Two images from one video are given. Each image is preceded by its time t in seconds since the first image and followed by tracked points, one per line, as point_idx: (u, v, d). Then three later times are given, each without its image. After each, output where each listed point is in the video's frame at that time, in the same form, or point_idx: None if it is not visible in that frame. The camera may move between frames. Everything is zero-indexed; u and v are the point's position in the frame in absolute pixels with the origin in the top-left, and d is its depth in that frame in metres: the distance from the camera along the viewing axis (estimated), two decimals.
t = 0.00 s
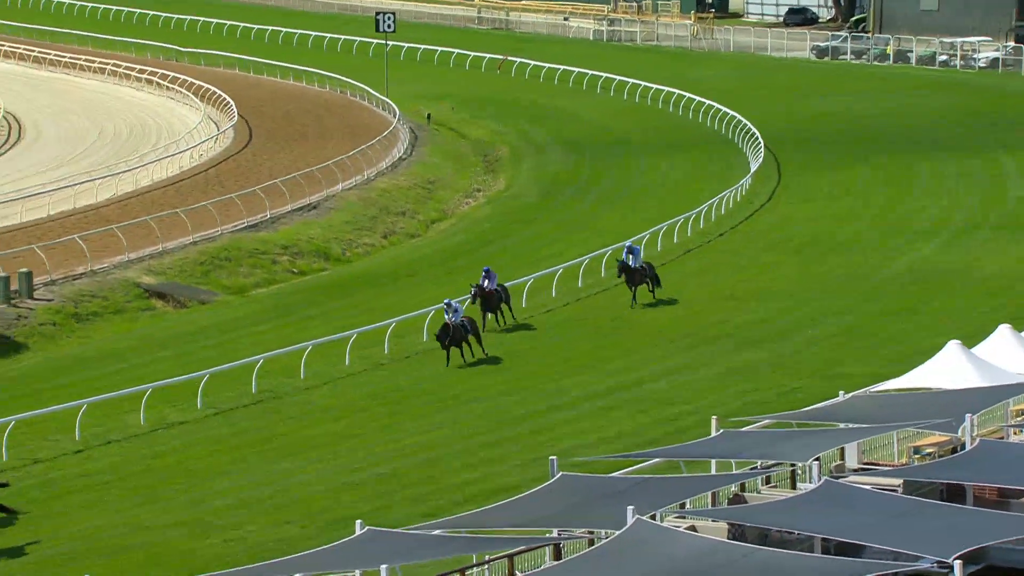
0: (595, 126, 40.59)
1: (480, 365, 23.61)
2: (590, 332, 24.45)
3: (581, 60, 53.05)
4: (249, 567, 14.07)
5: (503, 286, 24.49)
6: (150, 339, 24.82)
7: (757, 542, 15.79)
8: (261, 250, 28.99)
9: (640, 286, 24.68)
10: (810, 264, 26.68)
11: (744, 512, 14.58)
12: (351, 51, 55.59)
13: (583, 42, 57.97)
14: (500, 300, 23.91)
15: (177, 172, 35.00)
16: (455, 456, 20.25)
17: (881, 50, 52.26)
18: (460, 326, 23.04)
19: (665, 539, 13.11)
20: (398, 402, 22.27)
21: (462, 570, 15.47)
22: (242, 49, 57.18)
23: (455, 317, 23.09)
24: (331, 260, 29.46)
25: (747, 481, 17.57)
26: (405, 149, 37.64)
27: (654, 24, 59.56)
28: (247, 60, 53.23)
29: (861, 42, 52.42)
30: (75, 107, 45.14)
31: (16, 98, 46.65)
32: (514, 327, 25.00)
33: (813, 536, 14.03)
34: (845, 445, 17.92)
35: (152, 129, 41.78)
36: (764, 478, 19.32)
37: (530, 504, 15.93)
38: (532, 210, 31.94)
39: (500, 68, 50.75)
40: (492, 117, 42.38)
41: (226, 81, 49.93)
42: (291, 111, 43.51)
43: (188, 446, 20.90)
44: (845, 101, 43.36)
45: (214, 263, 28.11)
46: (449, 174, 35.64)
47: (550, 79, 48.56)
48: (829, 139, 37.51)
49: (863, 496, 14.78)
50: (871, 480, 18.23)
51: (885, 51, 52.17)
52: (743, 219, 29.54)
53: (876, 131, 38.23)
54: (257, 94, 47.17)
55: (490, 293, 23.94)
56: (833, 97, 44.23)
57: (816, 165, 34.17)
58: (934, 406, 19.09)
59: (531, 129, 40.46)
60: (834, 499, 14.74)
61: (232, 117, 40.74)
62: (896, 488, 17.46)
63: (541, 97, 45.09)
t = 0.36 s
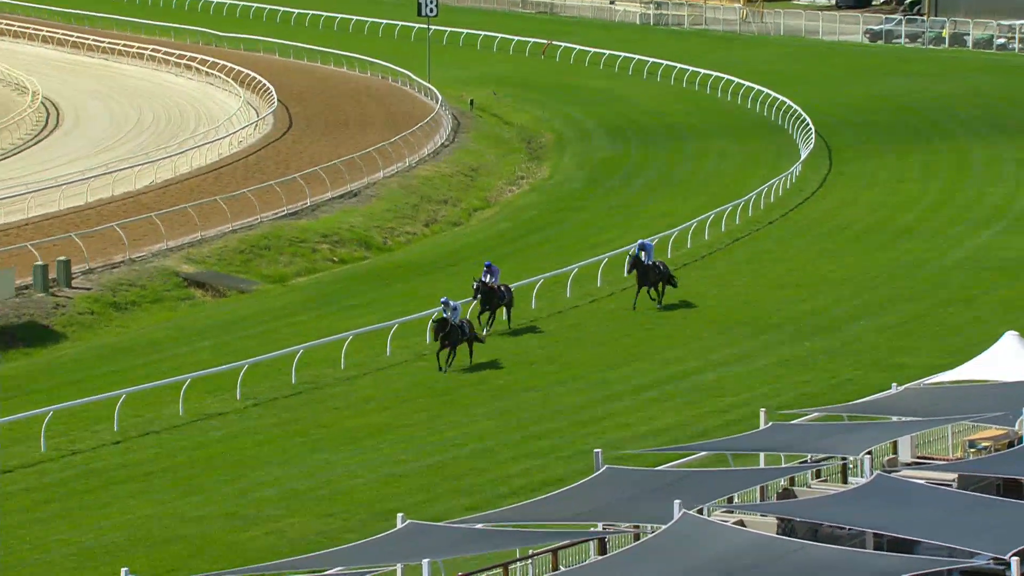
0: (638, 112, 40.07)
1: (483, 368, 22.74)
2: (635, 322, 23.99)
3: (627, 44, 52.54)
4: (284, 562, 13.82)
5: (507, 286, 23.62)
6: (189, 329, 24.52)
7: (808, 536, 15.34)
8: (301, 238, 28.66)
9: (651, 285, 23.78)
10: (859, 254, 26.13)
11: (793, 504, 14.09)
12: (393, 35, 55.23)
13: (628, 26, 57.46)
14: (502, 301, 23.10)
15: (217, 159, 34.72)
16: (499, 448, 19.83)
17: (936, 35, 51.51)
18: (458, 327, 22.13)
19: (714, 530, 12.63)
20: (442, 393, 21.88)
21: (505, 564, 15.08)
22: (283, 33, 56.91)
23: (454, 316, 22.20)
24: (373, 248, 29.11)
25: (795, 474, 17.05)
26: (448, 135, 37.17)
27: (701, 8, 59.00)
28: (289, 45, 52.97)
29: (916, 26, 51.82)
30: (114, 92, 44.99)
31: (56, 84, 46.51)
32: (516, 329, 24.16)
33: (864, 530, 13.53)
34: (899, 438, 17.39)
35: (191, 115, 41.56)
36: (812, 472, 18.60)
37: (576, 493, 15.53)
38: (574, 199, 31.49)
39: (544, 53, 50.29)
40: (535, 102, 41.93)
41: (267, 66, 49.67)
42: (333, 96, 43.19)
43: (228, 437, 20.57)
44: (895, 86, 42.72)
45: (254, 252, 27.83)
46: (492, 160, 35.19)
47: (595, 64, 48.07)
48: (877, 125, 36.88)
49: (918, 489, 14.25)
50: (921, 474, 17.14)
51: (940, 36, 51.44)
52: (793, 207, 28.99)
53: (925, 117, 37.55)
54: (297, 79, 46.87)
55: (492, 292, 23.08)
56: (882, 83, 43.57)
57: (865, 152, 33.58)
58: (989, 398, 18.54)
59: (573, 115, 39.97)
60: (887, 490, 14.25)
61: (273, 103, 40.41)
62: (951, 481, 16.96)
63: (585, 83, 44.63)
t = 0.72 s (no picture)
0: (687, 97, 39.48)
1: (486, 371, 21.91)
2: (686, 311, 23.49)
3: (677, 26, 51.97)
4: (327, 555, 13.47)
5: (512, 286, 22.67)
6: (232, 317, 24.22)
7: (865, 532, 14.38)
8: (346, 224, 28.32)
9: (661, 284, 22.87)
10: (914, 242, 25.49)
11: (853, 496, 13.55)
12: (440, 17, 54.81)
13: (679, 7, 56.85)
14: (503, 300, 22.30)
15: (262, 143, 34.45)
16: (547, 439, 19.40)
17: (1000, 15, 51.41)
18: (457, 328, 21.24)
19: (772, 520, 12.12)
20: (489, 383, 21.46)
21: (554, 559, 14.64)
22: (330, 15, 56.62)
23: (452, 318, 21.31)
24: (419, 235, 28.72)
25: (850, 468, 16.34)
26: (496, 119, 36.64)
27: None
28: (336, 28, 52.69)
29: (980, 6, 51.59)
30: (158, 76, 44.84)
31: (100, 68, 46.37)
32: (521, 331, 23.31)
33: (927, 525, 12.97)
34: (960, 429, 16.77)
35: (236, 100, 41.33)
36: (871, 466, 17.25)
37: (629, 482, 15.09)
38: (623, 186, 31.00)
39: (594, 36, 49.79)
40: (583, 86, 41.44)
41: (312, 50, 49.40)
42: (379, 80, 42.86)
43: (272, 428, 20.21)
44: (951, 70, 41.98)
45: (299, 238, 27.52)
46: (541, 145, 34.69)
47: (645, 47, 47.54)
48: (933, 110, 36.18)
49: (985, 482, 13.66)
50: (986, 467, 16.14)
51: (1004, 15, 51.34)
52: (847, 194, 28.39)
53: (980, 103, 36.77)
54: (343, 62, 46.57)
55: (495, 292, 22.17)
56: (938, 66, 42.82)
57: (920, 137, 32.90)
58: None
59: (620, 100, 39.41)
60: (952, 482, 13.68)
61: (318, 87, 40.06)
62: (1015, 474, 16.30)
63: (635, 66, 44.11)
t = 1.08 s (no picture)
0: (742, 80, 38.85)
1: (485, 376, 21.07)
2: (745, 299, 22.97)
3: (734, 6, 51.33)
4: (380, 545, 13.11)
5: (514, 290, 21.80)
6: (282, 304, 23.93)
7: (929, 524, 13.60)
8: (397, 210, 27.98)
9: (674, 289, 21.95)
10: (977, 230, 24.84)
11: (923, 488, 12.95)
12: None
13: None
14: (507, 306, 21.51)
15: (314, 127, 34.16)
16: (603, 429, 18.95)
17: None
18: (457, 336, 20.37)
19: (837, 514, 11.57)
20: (544, 372, 21.04)
21: (610, 551, 14.20)
22: None
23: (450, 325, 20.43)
24: (472, 221, 28.35)
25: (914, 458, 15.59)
26: (551, 103, 36.12)
27: None
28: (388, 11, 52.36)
29: None
30: (208, 60, 44.64)
31: (150, 51, 46.19)
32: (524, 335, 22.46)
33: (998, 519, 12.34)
34: None
35: (286, 84, 41.07)
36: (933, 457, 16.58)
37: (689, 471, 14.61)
38: (678, 172, 30.48)
39: (649, 18, 49.26)
40: (638, 69, 40.93)
41: (362, 32, 49.08)
42: (433, 63, 42.51)
43: (323, 417, 19.87)
44: (1014, 52, 41.18)
45: (349, 224, 27.20)
46: (597, 129, 34.17)
47: (701, 28, 46.96)
48: (996, 94, 35.43)
49: None
50: None
51: None
52: (910, 180, 27.73)
53: None
54: (395, 45, 46.24)
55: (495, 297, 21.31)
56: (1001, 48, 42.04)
57: (983, 121, 32.19)
58: None
59: (675, 83, 38.82)
60: None
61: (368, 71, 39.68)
62: None
63: (692, 48, 43.56)
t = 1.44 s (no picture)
0: (803, 62, 38.17)
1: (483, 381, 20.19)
2: (807, 285, 22.42)
3: None
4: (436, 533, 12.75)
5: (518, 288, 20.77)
6: (335, 289, 23.62)
7: (1003, 518, 12.83)
8: (452, 194, 27.62)
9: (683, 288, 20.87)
10: None
11: (1000, 481, 12.33)
12: None
13: None
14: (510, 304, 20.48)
15: (368, 109, 33.84)
16: (663, 418, 18.47)
17: None
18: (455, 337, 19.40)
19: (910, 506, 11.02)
20: (602, 359, 20.59)
21: (669, 543, 13.74)
22: None
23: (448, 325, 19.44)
24: (528, 205, 27.97)
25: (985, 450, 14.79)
26: (609, 84, 35.54)
27: None
28: None
29: None
30: (261, 41, 44.41)
31: (202, 33, 45.98)
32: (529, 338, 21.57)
33: None
34: None
35: (339, 66, 40.78)
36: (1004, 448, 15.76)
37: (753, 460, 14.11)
38: (737, 157, 29.92)
39: None
40: (698, 49, 40.32)
41: (417, 13, 48.71)
42: (488, 44, 42.07)
43: (377, 404, 19.53)
44: None
45: (403, 209, 26.88)
46: (656, 112, 33.62)
47: (763, 7, 46.22)
48: None
49: None
50: None
51: None
52: (976, 164, 27.04)
53: None
54: (451, 25, 45.82)
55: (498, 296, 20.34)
56: None
57: None
58: None
59: (735, 65, 38.18)
60: None
61: (423, 52, 39.29)
62: None
63: (753, 28, 42.89)
